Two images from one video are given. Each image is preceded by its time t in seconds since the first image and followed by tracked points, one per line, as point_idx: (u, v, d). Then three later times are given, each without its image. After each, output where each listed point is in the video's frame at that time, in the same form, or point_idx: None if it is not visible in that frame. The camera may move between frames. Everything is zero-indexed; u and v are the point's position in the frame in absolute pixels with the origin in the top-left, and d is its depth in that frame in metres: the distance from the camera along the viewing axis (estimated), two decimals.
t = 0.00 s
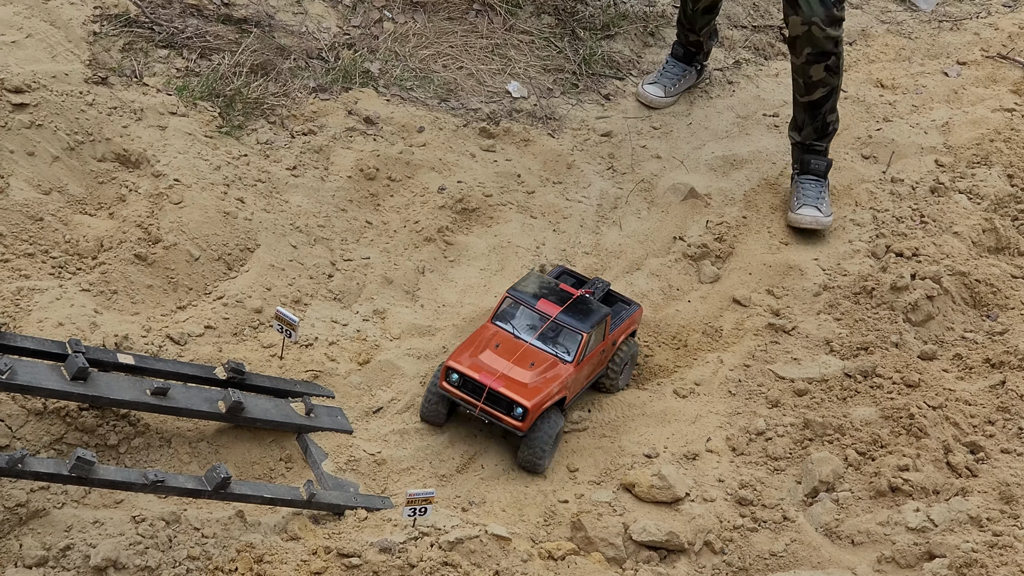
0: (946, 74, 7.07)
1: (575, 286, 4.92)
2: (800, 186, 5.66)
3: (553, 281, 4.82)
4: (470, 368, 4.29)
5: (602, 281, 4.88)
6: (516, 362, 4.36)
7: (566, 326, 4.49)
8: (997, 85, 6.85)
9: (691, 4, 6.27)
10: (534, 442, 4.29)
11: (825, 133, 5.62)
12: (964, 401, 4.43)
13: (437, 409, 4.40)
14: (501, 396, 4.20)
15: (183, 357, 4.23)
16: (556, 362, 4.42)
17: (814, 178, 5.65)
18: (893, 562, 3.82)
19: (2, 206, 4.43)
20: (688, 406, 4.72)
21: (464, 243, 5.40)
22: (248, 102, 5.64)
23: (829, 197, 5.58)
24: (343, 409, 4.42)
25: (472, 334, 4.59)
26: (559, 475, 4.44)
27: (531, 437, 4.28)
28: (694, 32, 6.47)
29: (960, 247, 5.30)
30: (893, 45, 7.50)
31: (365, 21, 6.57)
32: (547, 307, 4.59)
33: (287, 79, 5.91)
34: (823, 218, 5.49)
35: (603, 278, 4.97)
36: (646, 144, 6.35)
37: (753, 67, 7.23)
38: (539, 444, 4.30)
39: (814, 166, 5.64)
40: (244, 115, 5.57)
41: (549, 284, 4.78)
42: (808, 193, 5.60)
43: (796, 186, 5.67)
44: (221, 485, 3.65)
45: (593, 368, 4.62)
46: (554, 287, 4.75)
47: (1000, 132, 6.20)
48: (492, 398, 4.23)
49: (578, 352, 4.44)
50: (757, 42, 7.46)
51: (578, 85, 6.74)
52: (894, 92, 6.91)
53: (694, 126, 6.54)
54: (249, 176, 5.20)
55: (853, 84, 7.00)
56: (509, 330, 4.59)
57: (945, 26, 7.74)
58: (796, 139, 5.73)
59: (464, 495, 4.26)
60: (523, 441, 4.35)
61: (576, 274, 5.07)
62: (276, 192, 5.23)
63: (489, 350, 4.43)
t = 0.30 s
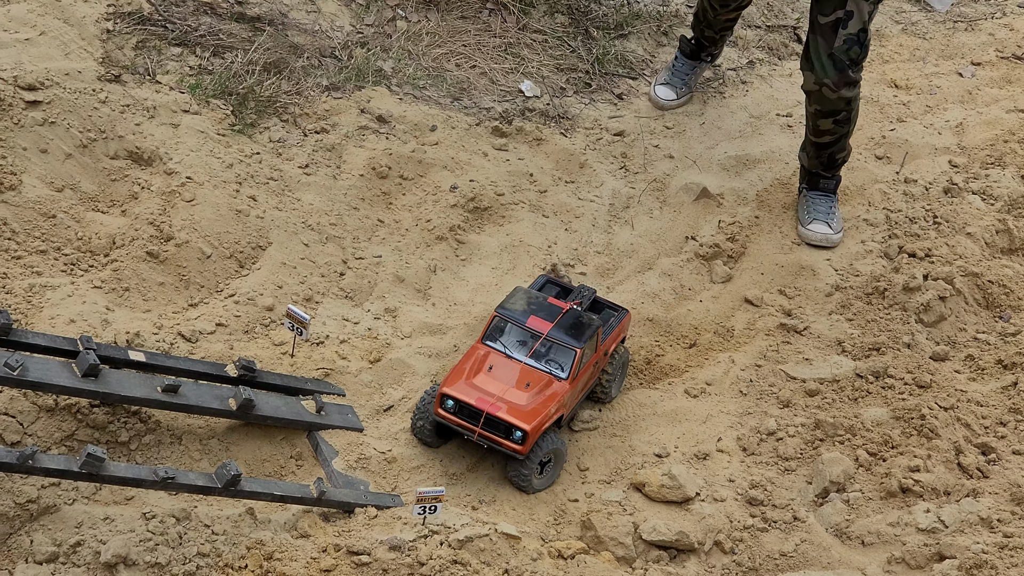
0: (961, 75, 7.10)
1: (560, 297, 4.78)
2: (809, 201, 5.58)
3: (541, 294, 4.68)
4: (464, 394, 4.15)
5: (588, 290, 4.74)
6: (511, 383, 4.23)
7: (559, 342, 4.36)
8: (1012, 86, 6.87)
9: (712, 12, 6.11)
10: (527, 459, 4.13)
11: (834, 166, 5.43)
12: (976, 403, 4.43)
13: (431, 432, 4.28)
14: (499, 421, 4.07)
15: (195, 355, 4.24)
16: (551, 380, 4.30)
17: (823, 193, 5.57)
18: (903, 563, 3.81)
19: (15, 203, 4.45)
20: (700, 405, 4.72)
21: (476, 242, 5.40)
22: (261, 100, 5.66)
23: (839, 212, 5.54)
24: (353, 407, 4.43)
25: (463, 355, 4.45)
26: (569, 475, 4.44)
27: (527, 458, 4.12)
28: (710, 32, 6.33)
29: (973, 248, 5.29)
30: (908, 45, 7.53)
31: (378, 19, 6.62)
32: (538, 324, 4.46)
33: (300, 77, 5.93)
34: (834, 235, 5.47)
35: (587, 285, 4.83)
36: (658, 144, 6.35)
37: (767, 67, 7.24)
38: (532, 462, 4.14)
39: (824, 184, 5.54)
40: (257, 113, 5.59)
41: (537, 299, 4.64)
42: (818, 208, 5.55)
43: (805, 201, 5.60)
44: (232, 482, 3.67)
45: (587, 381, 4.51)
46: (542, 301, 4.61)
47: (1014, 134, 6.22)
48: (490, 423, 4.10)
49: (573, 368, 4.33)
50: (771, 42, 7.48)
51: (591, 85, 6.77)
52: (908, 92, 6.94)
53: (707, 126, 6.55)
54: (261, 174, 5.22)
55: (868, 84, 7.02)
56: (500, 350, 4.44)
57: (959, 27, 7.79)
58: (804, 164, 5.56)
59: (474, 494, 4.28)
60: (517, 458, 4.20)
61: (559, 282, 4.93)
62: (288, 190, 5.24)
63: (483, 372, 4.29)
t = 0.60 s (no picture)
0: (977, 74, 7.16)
1: (573, 296, 4.81)
2: (834, 199, 5.59)
3: (552, 292, 4.72)
4: (468, 386, 4.18)
5: (600, 290, 4.77)
6: (516, 378, 4.25)
7: (566, 339, 4.38)
8: None
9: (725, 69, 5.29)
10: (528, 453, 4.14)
11: (863, 164, 5.45)
12: (990, 402, 4.42)
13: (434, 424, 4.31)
14: (500, 413, 4.09)
15: (209, 350, 4.25)
16: (556, 376, 4.31)
17: (846, 193, 5.60)
18: (916, 562, 3.79)
19: (30, 198, 4.47)
20: (713, 403, 4.72)
21: (490, 239, 5.40)
22: (276, 96, 5.68)
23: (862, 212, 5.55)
24: (367, 403, 4.43)
25: (470, 349, 4.49)
26: (582, 472, 4.45)
27: (526, 451, 4.12)
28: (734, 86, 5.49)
29: (988, 247, 5.29)
30: (924, 45, 7.61)
31: (394, 17, 6.67)
32: (546, 320, 4.49)
33: (315, 74, 5.97)
34: (857, 235, 5.48)
35: (601, 286, 4.87)
36: (672, 142, 6.36)
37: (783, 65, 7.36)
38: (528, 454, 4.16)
39: (848, 183, 5.57)
40: (272, 109, 5.61)
41: (547, 296, 4.67)
42: (841, 208, 5.55)
43: (829, 200, 5.60)
44: (245, 477, 3.68)
45: (594, 380, 4.51)
46: (552, 299, 4.65)
47: None
48: (491, 416, 4.11)
49: (579, 366, 4.34)
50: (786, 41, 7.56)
51: (605, 83, 6.81)
52: (923, 91, 7.00)
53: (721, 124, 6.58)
54: (277, 170, 5.24)
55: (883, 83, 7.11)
56: (507, 345, 4.47)
57: (976, 25, 7.85)
58: (830, 159, 5.58)
59: (487, 491, 4.29)
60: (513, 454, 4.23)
61: (573, 283, 4.97)
62: (302, 186, 5.26)
63: (489, 365, 4.32)
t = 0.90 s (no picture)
0: (987, 72, 7.17)
1: (568, 299, 4.76)
2: (846, 199, 5.61)
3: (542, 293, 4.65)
4: (438, 381, 4.18)
5: (596, 295, 4.69)
6: (488, 377, 4.22)
7: (544, 342, 4.31)
8: None
9: (731, 146, 5.06)
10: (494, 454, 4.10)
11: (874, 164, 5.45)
12: (1000, 400, 4.41)
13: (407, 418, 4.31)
14: (465, 411, 4.06)
15: (219, 346, 4.25)
16: (530, 378, 4.25)
17: (859, 192, 5.62)
18: (925, 560, 3.77)
19: (41, 194, 4.47)
20: (723, 401, 4.72)
21: (499, 236, 5.40)
22: (286, 93, 5.70)
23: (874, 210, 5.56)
24: (376, 401, 4.44)
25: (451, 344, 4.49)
26: (591, 470, 4.45)
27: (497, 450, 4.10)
28: (736, 172, 5.25)
29: (998, 245, 5.28)
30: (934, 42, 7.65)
31: (403, 14, 6.69)
32: (528, 321, 4.43)
33: (325, 71, 5.98)
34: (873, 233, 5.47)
35: (600, 292, 4.81)
36: (682, 139, 6.35)
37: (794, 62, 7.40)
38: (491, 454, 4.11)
39: (861, 182, 5.58)
40: (281, 106, 5.62)
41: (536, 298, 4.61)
42: (854, 206, 5.57)
43: (843, 199, 5.62)
44: (255, 473, 3.69)
45: (574, 385, 4.43)
46: (540, 300, 4.58)
47: None
48: (457, 413, 4.09)
49: (554, 370, 4.26)
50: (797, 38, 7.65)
51: (615, 81, 6.82)
52: (934, 89, 7.03)
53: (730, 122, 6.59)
54: (286, 167, 5.24)
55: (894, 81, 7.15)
56: (488, 343, 4.45)
57: (987, 23, 7.87)
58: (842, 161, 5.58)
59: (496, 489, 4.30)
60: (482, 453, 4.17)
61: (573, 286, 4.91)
62: (312, 183, 5.26)
63: (463, 362, 4.31)
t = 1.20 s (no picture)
0: (997, 74, 7.17)
1: (569, 305, 4.72)
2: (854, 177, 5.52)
3: (543, 299, 4.61)
4: (434, 381, 4.15)
5: (598, 303, 4.65)
6: (486, 380, 4.18)
7: (543, 348, 4.27)
8: None
9: (736, 143, 5.06)
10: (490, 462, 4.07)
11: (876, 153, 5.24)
12: (1011, 403, 4.39)
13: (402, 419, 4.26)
14: (460, 414, 4.03)
15: (229, 349, 4.26)
16: (527, 384, 4.22)
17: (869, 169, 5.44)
18: (936, 564, 3.75)
19: (52, 197, 4.48)
20: (733, 404, 4.72)
21: (509, 239, 5.40)
22: (296, 97, 5.71)
23: (885, 184, 5.48)
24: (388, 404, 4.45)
25: (449, 344, 4.45)
26: (601, 473, 4.44)
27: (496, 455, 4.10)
28: (744, 172, 5.26)
29: (1008, 248, 5.27)
30: (944, 45, 7.66)
31: (413, 17, 6.71)
32: (528, 326, 4.39)
33: (336, 74, 6.00)
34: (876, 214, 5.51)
35: (602, 300, 4.76)
36: (692, 142, 6.36)
37: (803, 66, 7.43)
38: (490, 463, 4.11)
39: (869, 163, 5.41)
40: (292, 109, 5.64)
41: (537, 303, 4.57)
42: (862, 185, 5.50)
43: (852, 175, 5.53)
44: (265, 476, 3.70)
45: (570, 393, 4.39)
46: (542, 305, 4.54)
47: None
48: (452, 415, 4.07)
49: (552, 377, 4.23)
50: (806, 40, 7.71)
51: (625, 83, 6.82)
52: (943, 92, 7.03)
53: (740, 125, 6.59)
54: (297, 170, 5.25)
55: (904, 84, 7.16)
56: (486, 345, 4.41)
57: (997, 25, 7.88)
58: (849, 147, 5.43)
59: (506, 492, 4.30)
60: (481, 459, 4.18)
61: (574, 292, 4.88)
62: (323, 186, 5.28)
63: (461, 364, 4.27)
